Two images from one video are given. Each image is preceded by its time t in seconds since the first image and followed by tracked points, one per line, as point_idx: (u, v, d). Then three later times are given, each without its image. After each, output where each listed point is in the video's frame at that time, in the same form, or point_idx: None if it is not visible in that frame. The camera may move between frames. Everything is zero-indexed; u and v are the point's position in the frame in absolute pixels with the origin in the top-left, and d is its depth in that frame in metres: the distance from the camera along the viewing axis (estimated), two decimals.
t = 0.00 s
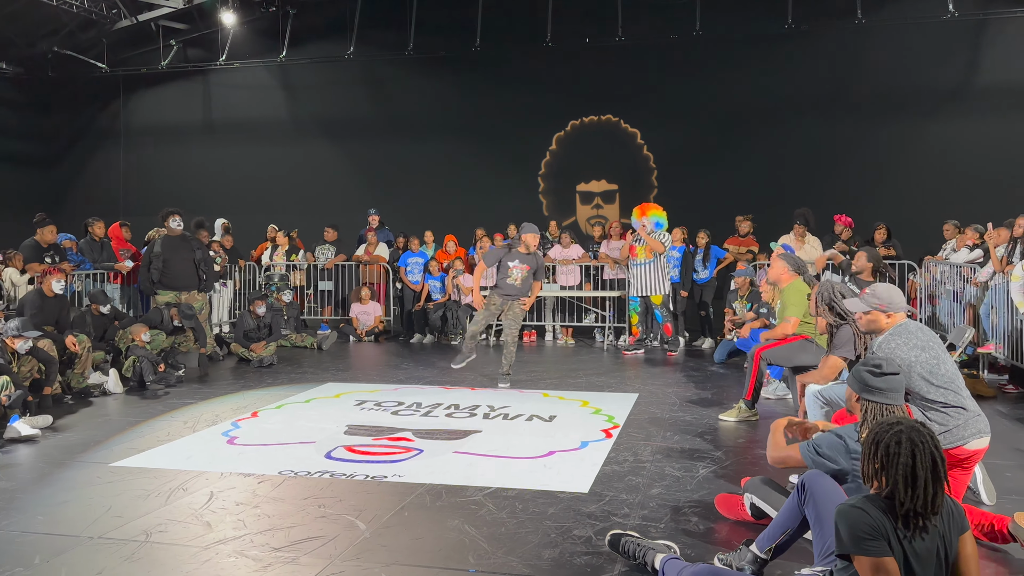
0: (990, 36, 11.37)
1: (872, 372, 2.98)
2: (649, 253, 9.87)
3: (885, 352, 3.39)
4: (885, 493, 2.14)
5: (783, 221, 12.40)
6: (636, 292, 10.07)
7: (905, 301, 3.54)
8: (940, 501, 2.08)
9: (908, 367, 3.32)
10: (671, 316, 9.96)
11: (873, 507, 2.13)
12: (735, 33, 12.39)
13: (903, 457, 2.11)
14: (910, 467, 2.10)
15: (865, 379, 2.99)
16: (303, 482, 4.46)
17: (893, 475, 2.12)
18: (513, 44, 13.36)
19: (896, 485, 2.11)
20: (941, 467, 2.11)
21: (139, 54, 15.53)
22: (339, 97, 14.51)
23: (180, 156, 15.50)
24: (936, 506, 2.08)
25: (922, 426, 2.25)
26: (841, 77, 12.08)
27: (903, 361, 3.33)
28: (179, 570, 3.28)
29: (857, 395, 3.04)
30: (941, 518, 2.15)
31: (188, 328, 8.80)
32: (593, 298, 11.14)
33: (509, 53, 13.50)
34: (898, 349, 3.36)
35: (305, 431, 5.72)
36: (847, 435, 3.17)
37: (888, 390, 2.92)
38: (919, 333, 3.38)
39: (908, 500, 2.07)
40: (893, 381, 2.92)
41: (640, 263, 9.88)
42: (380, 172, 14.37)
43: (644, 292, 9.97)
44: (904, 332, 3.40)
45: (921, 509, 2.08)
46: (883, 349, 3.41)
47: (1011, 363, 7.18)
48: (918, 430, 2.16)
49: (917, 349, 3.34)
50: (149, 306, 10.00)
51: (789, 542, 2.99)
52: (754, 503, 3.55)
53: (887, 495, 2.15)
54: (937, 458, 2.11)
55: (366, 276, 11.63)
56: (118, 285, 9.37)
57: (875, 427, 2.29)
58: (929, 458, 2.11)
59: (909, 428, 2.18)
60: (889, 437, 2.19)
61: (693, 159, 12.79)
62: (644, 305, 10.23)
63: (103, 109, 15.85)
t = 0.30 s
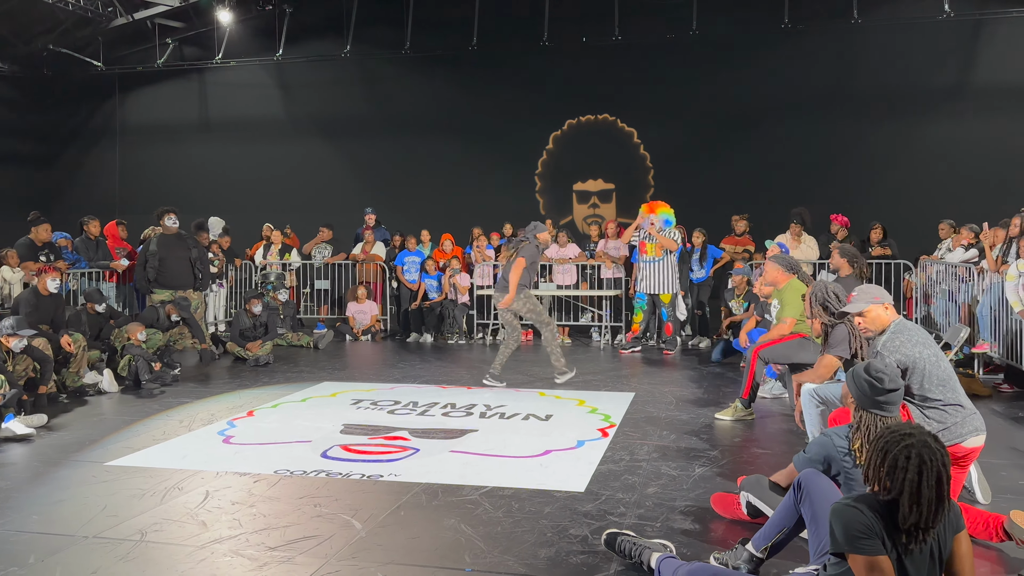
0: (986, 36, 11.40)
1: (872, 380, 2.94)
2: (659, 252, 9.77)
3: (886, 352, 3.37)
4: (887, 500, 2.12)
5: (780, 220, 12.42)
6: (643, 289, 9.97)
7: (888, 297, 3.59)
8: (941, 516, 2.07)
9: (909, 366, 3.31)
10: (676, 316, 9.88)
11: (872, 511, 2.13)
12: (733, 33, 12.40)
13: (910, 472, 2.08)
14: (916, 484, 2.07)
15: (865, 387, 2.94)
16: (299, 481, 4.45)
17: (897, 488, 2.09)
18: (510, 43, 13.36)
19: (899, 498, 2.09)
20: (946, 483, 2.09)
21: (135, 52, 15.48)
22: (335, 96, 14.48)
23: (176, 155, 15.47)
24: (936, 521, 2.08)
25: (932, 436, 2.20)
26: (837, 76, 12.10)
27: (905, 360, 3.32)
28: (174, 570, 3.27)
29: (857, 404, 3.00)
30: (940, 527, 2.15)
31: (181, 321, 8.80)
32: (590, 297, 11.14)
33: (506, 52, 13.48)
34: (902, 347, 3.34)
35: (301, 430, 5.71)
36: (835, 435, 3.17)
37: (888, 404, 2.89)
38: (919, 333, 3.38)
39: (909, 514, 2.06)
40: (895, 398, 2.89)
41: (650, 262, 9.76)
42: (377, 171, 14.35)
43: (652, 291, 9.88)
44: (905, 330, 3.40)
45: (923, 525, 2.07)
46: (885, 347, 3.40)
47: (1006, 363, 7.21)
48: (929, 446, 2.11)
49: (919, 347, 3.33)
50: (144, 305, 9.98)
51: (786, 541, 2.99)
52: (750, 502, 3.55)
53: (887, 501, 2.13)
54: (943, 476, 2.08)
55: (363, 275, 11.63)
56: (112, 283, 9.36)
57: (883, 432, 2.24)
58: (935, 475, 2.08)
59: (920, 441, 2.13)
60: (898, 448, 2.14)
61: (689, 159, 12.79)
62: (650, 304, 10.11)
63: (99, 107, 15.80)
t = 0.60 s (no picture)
0: (981, 37, 11.43)
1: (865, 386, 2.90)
2: (659, 250, 9.92)
3: (887, 349, 3.35)
4: (870, 496, 2.14)
5: (775, 220, 12.43)
6: (643, 288, 10.03)
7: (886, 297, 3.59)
8: (923, 505, 2.09)
9: (910, 365, 3.31)
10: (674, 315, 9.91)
11: (858, 509, 2.14)
12: (729, 32, 12.41)
13: (887, 462, 2.11)
14: (893, 474, 2.10)
15: (857, 393, 2.91)
16: (294, 481, 4.44)
17: (877, 480, 2.11)
18: (507, 42, 13.35)
19: (879, 490, 2.11)
20: (924, 471, 2.11)
21: (130, 51, 15.43)
22: (331, 95, 14.46)
23: (171, 154, 15.43)
24: (918, 511, 2.09)
25: (905, 429, 2.24)
26: (833, 76, 12.12)
27: (906, 357, 3.32)
28: (169, 569, 3.26)
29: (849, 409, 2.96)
30: (927, 520, 2.15)
31: (175, 319, 8.74)
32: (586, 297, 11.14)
33: (503, 51, 13.47)
34: (903, 345, 3.33)
35: (296, 429, 5.70)
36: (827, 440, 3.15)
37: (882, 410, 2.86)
38: (918, 331, 3.38)
39: (892, 506, 2.08)
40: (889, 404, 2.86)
41: (649, 260, 9.92)
42: (373, 170, 14.33)
43: (655, 288, 9.93)
44: (904, 328, 3.39)
45: (905, 514, 2.08)
46: (884, 344, 3.38)
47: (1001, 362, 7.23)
48: (902, 435, 2.16)
49: (919, 345, 3.32)
50: (139, 304, 9.94)
51: (782, 541, 3.00)
52: (746, 502, 3.56)
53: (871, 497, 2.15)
54: (920, 463, 2.11)
55: (358, 274, 11.60)
56: (108, 282, 9.30)
57: (859, 429, 2.28)
58: (912, 463, 2.11)
59: (893, 432, 2.17)
60: (873, 441, 2.17)
61: (686, 158, 12.80)
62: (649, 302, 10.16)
63: (93, 105, 15.74)
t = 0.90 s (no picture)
0: (979, 37, 11.45)
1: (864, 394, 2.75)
2: (650, 251, 9.93)
3: (887, 348, 3.36)
4: (875, 492, 2.14)
5: (773, 220, 12.44)
6: (639, 289, 10.07)
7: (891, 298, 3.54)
8: (930, 501, 2.09)
9: (909, 364, 3.32)
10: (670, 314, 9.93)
11: (863, 507, 2.13)
12: (727, 32, 12.41)
13: (895, 456, 2.10)
14: (903, 467, 2.09)
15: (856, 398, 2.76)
16: (291, 481, 4.43)
17: (885, 477, 2.10)
18: (505, 41, 13.35)
19: (886, 485, 2.10)
20: (932, 466, 2.11)
21: (127, 49, 15.40)
22: (329, 94, 14.44)
23: (168, 153, 15.40)
24: (925, 507, 2.08)
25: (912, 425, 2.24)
26: (831, 76, 12.13)
27: (906, 357, 3.33)
28: (166, 569, 3.25)
29: (847, 416, 2.82)
30: (930, 519, 2.15)
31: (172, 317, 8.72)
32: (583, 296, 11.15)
33: (501, 50, 13.46)
34: (903, 345, 3.34)
35: (293, 429, 5.69)
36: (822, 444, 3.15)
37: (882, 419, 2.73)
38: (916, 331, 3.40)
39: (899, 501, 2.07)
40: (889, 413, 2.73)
41: (641, 262, 9.91)
42: (370, 169, 14.32)
43: (647, 290, 9.99)
44: (905, 328, 3.40)
45: (911, 509, 2.08)
46: (884, 344, 3.39)
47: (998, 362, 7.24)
48: (912, 429, 2.15)
49: (918, 345, 3.33)
50: (136, 303, 9.92)
51: (779, 541, 3.00)
52: (742, 501, 3.56)
53: (876, 495, 2.15)
54: (929, 459, 2.10)
55: (356, 273, 11.58)
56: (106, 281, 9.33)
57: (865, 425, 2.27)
58: (921, 457, 2.11)
59: (902, 428, 2.17)
60: (881, 437, 2.17)
61: (683, 158, 12.80)
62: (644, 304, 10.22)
63: (90, 104, 15.71)
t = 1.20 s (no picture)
0: (980, 36, 11.43)
1: (853, 391, 2.84)
2: (644, 249, 9.94)
3: (882, 347, 3.39)
4: (876, 497, 2.12)
5: (774, 219, 12.44)
6: (634, 289, 10.08)
7: (907, 291, 3.60)
8: (931, 507, 2.08)
9: (904, 363, 3.33)
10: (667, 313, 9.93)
11: (864, 511, 2.12)
12: (728, 31, 12.40)
13: (898, 464, 2.08)
14: (904, 474, 2.07)
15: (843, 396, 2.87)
16: (292, 480, 4.43)
17: (886, 483, 2.09)
18: (506, 40, 13.35)
19: (888, 490, 2.09)
20: (934, 472, 2.09)
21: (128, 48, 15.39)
22: (329, 93, 14.43)
23: (169, 152, 15.40)
24: (925, 513, 2.07)
25: (915, 429, 2.22)
26: (831, 75, 12.12)
27: (902, 356, 3.34)
28: (166, 569, 3.25)
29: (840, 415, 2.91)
30: (931, 521, 2.14)
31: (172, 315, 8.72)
32: (584, 295, 11.14)
33: (501, 49, 13.45)
34: (898, 344, 3.35)
35: (294, 428, 5.69)
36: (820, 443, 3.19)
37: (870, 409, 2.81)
38: (918, 329, 3.38)
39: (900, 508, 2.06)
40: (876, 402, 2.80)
41: (635, 261, 9.92)
42: (371, 168, 14.31)
43: (641, 289, 9.99)
44: (903, 326, 3.40)
45: (911, 515, 2.07)
46: (880, 343, 3.41)
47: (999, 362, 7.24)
48: (914, 436, 2.13)
49: (916, 344, 3.34)
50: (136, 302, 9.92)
51: (781, 541, 3.00)
52: (743, 503, 3.56)
53: (878, 498, 2.13)
54: (931, 466, 2.08)
55: (356, 273, 11.56)
56: (106, 280, 9.35)
57: (868, 428, 2.25)
58: (923, 464, 2.08)
59: (904, 434, 2.14)
60: (884, 443, 2.14)
61: (684, 157, 12.80)
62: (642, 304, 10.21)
63: (91, 103, 15.70)
